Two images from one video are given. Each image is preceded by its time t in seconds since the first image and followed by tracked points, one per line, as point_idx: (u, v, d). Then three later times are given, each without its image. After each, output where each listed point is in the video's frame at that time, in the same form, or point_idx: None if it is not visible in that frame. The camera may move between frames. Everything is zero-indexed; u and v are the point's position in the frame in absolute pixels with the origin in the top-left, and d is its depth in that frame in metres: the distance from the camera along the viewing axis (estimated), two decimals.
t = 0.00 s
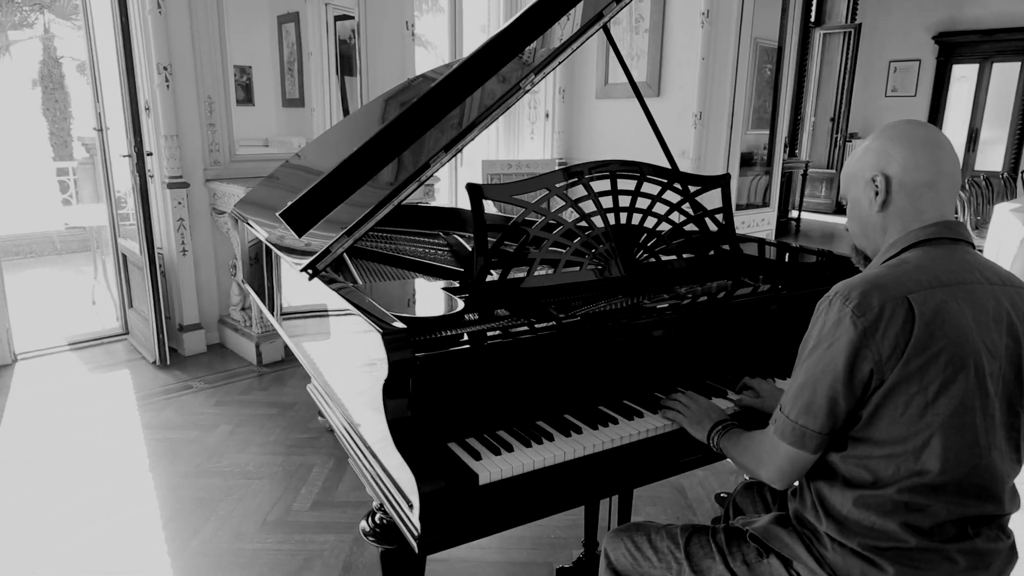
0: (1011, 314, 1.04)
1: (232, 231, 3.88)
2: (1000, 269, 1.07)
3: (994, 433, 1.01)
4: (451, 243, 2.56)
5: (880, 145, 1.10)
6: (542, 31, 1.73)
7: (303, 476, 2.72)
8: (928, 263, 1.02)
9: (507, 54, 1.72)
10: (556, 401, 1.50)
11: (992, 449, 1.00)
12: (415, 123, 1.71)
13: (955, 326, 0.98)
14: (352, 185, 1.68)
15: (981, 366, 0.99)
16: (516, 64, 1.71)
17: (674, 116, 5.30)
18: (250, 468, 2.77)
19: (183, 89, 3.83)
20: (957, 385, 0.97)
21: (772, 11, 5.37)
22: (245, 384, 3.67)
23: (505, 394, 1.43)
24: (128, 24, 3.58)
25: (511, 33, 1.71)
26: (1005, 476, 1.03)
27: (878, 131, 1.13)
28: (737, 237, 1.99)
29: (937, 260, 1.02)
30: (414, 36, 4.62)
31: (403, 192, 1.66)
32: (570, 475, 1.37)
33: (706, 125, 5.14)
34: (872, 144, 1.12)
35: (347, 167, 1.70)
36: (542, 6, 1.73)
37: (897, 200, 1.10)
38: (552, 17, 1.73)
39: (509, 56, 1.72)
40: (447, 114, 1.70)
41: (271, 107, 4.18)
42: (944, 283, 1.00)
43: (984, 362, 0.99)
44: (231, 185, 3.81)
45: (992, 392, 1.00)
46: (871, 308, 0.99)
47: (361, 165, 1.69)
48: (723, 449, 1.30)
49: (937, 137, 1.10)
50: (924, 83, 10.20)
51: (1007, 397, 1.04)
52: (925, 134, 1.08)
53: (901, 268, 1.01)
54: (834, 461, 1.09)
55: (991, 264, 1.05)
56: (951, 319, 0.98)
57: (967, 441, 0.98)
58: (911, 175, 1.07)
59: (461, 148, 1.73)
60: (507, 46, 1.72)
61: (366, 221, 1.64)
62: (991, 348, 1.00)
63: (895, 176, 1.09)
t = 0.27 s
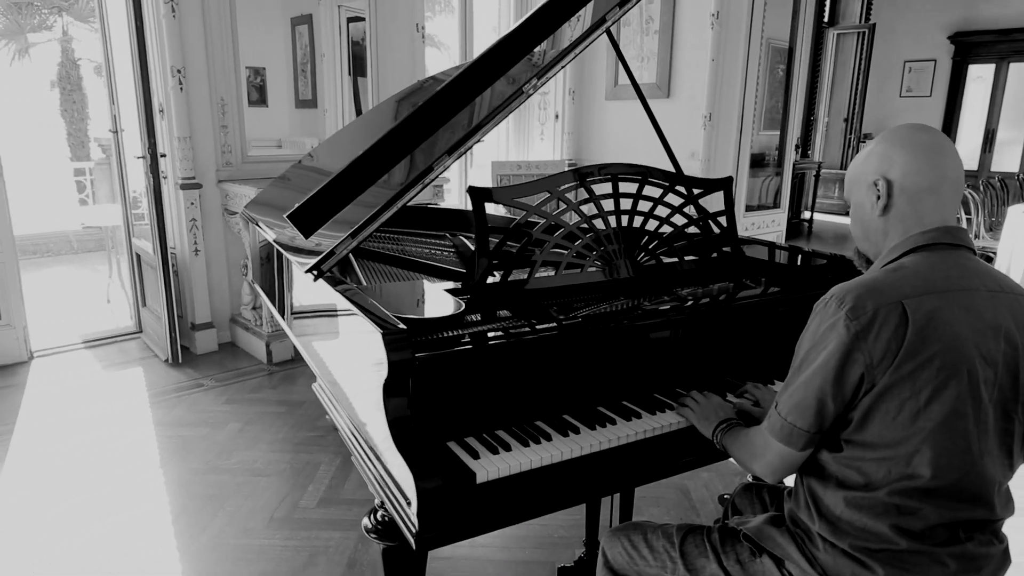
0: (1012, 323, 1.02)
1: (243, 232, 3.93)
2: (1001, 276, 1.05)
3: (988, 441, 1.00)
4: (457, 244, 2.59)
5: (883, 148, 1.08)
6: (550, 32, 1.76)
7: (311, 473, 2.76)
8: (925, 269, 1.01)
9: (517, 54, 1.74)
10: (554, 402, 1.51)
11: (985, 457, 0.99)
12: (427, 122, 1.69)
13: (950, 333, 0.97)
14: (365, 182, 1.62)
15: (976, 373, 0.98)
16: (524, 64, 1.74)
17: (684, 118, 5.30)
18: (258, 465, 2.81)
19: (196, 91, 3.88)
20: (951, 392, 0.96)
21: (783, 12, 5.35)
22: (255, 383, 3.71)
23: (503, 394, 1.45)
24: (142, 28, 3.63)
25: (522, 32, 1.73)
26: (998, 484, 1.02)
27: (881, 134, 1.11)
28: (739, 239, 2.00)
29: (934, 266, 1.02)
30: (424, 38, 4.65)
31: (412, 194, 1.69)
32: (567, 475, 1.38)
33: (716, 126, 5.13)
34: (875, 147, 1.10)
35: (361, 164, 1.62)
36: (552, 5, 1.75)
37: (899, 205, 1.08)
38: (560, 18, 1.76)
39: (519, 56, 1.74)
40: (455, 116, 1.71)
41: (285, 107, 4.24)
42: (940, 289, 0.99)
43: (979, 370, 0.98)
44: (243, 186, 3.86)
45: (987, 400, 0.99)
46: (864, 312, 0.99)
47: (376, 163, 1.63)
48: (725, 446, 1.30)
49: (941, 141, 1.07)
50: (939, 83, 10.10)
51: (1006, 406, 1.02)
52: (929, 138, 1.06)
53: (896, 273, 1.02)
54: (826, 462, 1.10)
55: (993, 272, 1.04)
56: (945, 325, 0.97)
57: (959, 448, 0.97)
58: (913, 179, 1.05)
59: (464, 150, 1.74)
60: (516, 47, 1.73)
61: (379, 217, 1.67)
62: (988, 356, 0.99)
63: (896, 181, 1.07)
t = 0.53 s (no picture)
0: (1002, 329, 1.01)
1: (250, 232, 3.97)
2: (992, 282, 1.04)
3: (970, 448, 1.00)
4: (458, 245, 2.61)
5: (873, 151, 1.05)
6: (556, 30, 1.79)
7: (314, 471, 2.79)
8: (911, 275, 1.01)
9: (518, 56, 1.78)
10: (547, 402, 1.54)
11: (966, 463, 0.99)
12: (429, 122, 1.72)
13: (932, 341, 0.97)
14: (366, 183, 1.68)
15: (958, 381, 0.97)
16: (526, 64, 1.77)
17: (689, 119, 5.31)
18: (263, 463, 2.86)
19: (204, 94, 3.93)
20: (931, 400, 0.96)
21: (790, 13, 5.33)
22: (262, 381, 3.76)
23: (496, 395, 1.47)
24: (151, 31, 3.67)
25: (524, 34, 1.77)
26: (980, 489, 1.02)
27: (872, 137, 1.08)
28: (735, 242, 2.01)
29: (920, 272, 1.01)
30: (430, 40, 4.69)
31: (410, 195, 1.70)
32: (557, 475, 1.40)
33: (722, 127, 5.13)
34: (865, 150, 1.07)
35: (363, 165, 1.68)
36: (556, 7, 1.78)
37: (888, 210, 1.06)
38: (563, 20, 1.79)
39: (522, 57, 1.78)
40: (457, 116, 1.74)
41: (295, 108, 4.30)
42: (924, 297, 0.99)
43: (962, 378, 0.97)
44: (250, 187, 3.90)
45: (971, 408, 0.98)
46: (846, 320, 0.99)
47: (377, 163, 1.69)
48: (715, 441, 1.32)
49: (932, 144, 1.05)
50: (950, 84, 10.02)
51: (993, 414, 1.01)
52: (920, 142, 1.04)
53: (880, 279, 1.02)
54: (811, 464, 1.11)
55: (983, 277, 1.03)
56: (928, 333, 0.97)
57: (940, 455, 0.98)
58: (902, 185, 1.03)
59: (461, 154, 1.75)
60: (520, 47, 1.78)
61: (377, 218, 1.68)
62: (973, 364, 0.98)
63: (886, 185, 1.04)
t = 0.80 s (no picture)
0: (979, 336, 1.00)
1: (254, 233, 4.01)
2: (971, 286, 1.04)
3: (944, 455, 1.00)
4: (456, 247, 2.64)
5: (853, 156, 1.05)
6: (561, 26, 1.80)
7: (314, 469, 2.83)
8: (888, 282, 1.00)
9: (518, 56, 1.78)
10: (535, 403, 1.56)
11: (940, 469, 1.00)
12: (424, 126, 1.74)
13: (906, 350, 0.97)
14: (364, 183, 1.67)
15: (933, 390, 0.97)
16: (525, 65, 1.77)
17: (692, 121, 5.32)
18: (264, 461, 2.90)
19: (209, 96, 3.99)
20: (905, 409, 0.97)
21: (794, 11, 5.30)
22: (265, 380, 3.81)
23: (484, 395, 1.50)
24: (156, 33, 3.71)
25: (525, 33, 1.76)
26: (954, 493, 1.04)
27: (855, 139, 1.08)
28: (726, 244, 2.03)
29: (898, 279, 1.01)
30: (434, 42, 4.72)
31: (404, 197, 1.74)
32: (542, 474, 1.43)
33: (725, 129, 5.14)
34: (847, 153, 1.07)
35: (362, 166, 1.66)
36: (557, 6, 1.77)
37: (868, 215, 1.06)
38: (563, 19, 1.79)
39: (522, 57, 1.79)
40: (454, 119, 1.77)
41: (302, 109, 4.36)
42: (900, 305, 0.98)
43: (937, 386, 0.97)
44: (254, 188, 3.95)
45: (945, 416, 0.99)
46: (822, 328, 0.99)
47: (375, 164, 1.68)
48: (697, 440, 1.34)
49: (913, 149, 1.05)
50: (959, 84, 9.97)
51: (969, 420, 1.02)
52: (899, 147, 1.04)
53: (858, 286, 1.01)
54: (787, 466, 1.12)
55: (962, 282, 1.03)
56: (902, 343, 0.97)
57: (913, 462, 0.98)
58: (882, 190, 1.03)
59: (454, 157, 1.78)
60: (520, 47, 1.77)
61: (371, 220, 1.75)
62: (948, 372, 0.98)
63: (865, 191, 1.04)
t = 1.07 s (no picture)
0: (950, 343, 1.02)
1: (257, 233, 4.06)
2: (944, 293, 1.06)
3: (915, 460, 1.03)
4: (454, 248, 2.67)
5: (825, 163, 1.09)
6: (563, 27, 1.83)
7: (314, 467, 2.87)
8: (859, 290, 1.03)
9: (516, 59, 1.81)
10: (523, 402, 1.59)
11: (910, 474, 1.03)
12: (422, 129, 1.75)
13: (875, 358, 0.99)
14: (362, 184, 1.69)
15: (903, 396, 1.00)
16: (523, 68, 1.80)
17: (694, 123, 5.34)
18: (264, 459, 2.94)
19: (214, 99, 4.04)
20: (874, 416, 0.99)
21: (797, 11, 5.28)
22: (268, 379, 3.85)
23: (473, 394, 1.53)
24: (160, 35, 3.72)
25: (524, 36, 1.78)
26: (926, 496, 1.06)
27: (832, 144, 1.11)
28: (716, 247, 2.06)
29: (869, 287, 1.03)
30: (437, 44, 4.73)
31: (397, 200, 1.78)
32: (528, 472, 1.47)
33: (727, 131, 5.15)
34: (822, 160, 1.11)
35: (362, 166, 1.69)
36: (556, 9, 1.80)
37: (840, 222, 1.09)
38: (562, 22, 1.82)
39: (521, 57, 1.81)
40: (451, 121, 1.77)
41: (308, 110, 4.40)
42: (871, 313, 1.01)
43: (907, 393, 1.00)
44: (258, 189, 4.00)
45: (915, 421, 1.01)
46: (793, 335, 1.02)
47: (373, 166, 1.71)
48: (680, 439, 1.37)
49: (887, 157, 1.08)
50: (966, 85, 9.92)
51: (941, 425, 1.04)
52: (870, 154, 1.07)
53: (830, 294, 1.04)
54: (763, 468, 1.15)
55: (934, 289, 1.05)
56: (872, 350, 0.99)
57: (882, 468, 1.01)
58: (853, 198, 1.07)
59: (446, 160, 1.82)
60: (521, 47, 1.80)
61: (367, 221, 1.76)
62: (919, 378, 1.00)
63: (837, 198, 1.08)
